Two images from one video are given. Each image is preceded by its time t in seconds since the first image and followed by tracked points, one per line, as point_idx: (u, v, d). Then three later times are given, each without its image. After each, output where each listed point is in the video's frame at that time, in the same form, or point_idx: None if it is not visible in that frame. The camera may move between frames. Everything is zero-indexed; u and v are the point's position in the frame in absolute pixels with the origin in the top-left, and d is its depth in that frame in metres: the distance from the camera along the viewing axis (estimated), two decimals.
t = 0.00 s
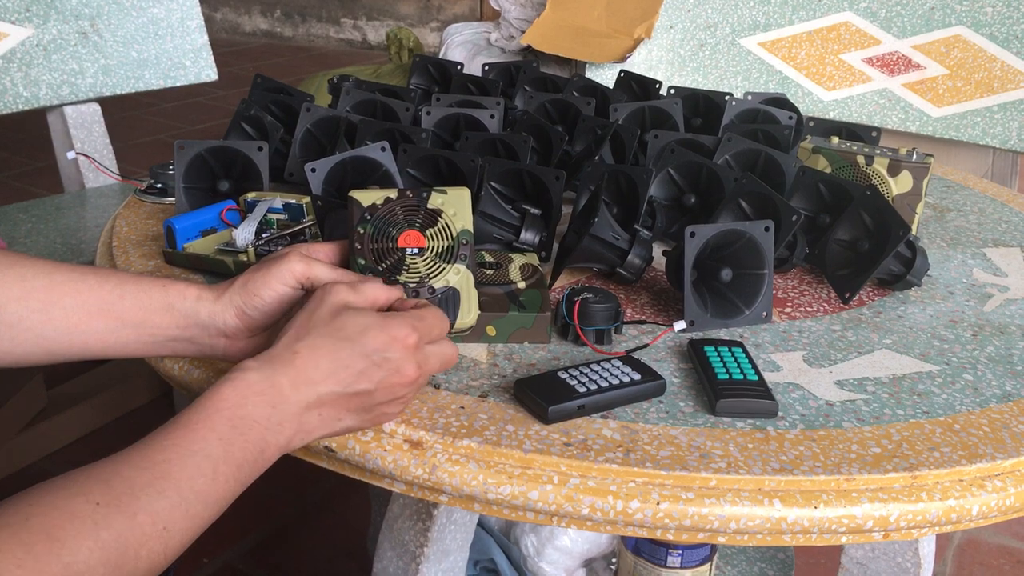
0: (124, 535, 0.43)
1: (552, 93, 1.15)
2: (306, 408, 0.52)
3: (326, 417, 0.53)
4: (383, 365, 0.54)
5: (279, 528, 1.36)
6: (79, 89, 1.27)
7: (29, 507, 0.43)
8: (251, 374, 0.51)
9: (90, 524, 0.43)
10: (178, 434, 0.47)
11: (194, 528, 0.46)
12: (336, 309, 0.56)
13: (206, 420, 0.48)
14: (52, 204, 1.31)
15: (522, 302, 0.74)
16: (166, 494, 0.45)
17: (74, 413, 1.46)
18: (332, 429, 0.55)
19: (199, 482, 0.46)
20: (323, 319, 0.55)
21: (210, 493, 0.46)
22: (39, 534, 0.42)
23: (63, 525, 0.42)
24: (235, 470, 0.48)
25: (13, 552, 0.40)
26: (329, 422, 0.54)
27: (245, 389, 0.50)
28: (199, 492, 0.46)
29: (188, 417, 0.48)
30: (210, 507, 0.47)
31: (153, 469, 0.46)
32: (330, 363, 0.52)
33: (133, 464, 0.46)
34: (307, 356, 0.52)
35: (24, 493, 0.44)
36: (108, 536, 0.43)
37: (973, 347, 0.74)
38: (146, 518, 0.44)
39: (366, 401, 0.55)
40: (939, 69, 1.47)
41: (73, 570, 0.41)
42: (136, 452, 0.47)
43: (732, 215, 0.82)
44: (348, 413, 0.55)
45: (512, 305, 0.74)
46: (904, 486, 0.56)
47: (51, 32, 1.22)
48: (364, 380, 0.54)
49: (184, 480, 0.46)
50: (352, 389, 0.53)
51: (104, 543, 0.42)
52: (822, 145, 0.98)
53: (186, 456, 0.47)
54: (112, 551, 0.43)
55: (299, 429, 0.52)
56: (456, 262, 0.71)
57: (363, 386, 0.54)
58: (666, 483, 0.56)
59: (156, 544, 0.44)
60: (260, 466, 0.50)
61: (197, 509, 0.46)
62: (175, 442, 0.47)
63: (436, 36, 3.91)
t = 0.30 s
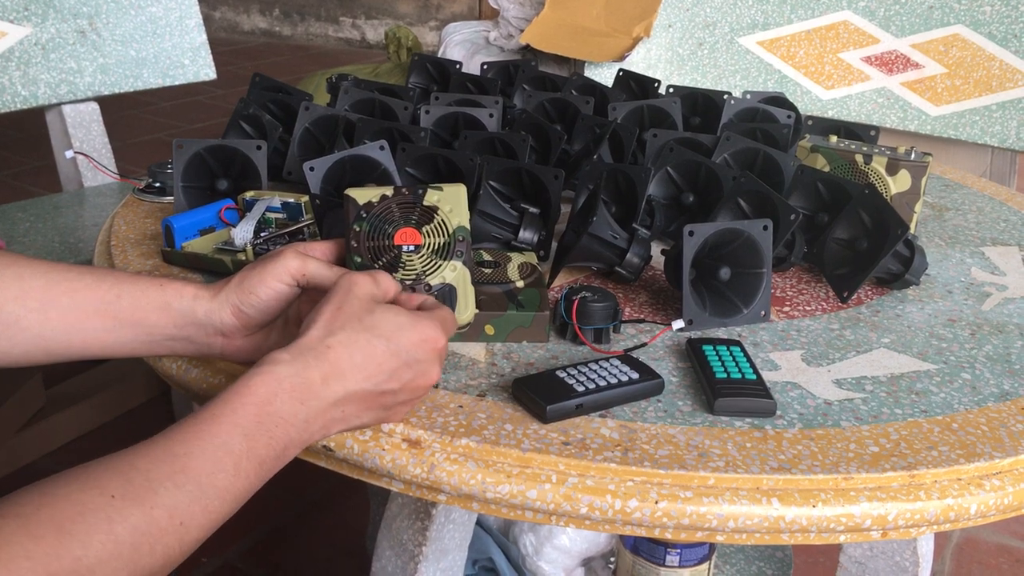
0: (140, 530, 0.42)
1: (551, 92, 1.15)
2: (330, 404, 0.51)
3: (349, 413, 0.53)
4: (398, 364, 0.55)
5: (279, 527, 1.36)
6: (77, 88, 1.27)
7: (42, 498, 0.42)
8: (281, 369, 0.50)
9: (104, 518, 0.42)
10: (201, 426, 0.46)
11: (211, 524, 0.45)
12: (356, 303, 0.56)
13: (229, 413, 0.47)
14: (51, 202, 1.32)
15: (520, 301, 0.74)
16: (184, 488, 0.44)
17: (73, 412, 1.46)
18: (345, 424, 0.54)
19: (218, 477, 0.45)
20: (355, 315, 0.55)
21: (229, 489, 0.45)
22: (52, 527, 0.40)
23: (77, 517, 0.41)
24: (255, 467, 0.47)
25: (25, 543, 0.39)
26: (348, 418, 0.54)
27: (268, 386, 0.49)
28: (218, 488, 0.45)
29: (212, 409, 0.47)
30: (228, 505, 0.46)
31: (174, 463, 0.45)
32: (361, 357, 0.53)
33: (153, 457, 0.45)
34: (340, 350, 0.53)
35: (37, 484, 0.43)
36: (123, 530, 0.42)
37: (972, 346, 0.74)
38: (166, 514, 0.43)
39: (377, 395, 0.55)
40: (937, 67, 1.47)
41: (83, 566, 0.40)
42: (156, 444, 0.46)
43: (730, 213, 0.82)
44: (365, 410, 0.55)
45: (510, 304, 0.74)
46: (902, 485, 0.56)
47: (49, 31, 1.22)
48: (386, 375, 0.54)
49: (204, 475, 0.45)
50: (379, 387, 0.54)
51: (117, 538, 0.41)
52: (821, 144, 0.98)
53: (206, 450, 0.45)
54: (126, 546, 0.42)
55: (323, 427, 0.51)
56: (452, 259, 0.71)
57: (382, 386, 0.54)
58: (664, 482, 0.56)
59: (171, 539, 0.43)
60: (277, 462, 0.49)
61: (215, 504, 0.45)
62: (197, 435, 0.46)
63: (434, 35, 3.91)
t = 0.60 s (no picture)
0: (134, 519, 0.42)
1: (551, 91, 1.15)
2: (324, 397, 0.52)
3: (343, 406, 0.53)
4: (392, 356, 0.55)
5: (279, 526, 1.36)
6: (76, 87, 1.27)
7: (37, 487, 0.42)
8: (272, 362, 0.50)
9: (98, 508, 0.42)
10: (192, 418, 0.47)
11: (205, 515, 0.45)
12: (352, 298, 0.56)
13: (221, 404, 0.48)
14: (50, 202, 1.31)
15: (519, 300, 0.74)
16: (178, 479, 0.44)
17: (73, 411, 1.46)
18: (343, 419, 0.54)
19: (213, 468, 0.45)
20: (346, 307, 0.55)
21: (223, 480, 0.45)
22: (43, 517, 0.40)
23: (70, 507, 0.41)
24: (248, 458, 0.47)
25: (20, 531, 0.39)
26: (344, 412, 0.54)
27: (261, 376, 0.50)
28: (212, 479, 0.45)
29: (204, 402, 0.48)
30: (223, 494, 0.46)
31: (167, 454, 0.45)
32: (353, 350, 0.53)
33: (146, 448, 0.45)
34: (333, 343, 0.53)
35: (31, 473, 0.43)
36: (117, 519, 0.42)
37: (971, 345, 0.74)
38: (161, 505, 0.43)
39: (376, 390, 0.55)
40: (937, 67, 1.47)
41: (77, 553, 0.40)
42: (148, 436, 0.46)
43: (729, 212, 0.82)
44: (363, 405, 0.55)
45: (510, 303, 0.74)
46: (901, 484, 0.56)
47: (48, 30, 1.22)
48: (381, 370, 0.54)
49: (198, 466, 0.45)
50: (372, 379, 0.54)
51: (111, 527, 0.41)
52: (821, 142, 0.98)
53: (198, 441, 0.46)
54: (120, 535, 0.42)
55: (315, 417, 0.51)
56: (450, 256, 0.71)
57: (376, 378, 0.54)
58: (663, 481, 0.56)
59: (165, 529, 0.43)
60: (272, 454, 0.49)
61: (209, 494, 0.45)
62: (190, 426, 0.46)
63: (434, 35, 3.91)
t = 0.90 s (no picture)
0: (133, 519, 0.42)
1: (551, 90, 1.15)
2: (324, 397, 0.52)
3: (343, 407, 0.53)
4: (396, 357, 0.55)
5: (279, 524, 1.36)
6: (77, 86, 1.27)
7: (36, 485, 0.42)
8: (272, 362, 0.50)
9: (98, 506, 0.42)
10: (193, 417, 0.47)
11: (204, 514, 0.45)
12: (353, 299, 0.56)
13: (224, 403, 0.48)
14: (50, 200, 1.31)
15: (519, 299, 0.74)
16: (179, 478, 0.44)
17: (73, 409, 1.46)
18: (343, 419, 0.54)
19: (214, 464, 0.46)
20: (347, 309, 0.55)
21: (222, 479, 0.46)
22: (46, 515, 0.41)
23: (70, 505, 0.41)
24: (248, 458, 0.47)
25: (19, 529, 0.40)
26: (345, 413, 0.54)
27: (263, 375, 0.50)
28: (212, 478, 0.45)
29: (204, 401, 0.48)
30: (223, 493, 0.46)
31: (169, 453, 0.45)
32: (353, 351, 0.53)
33: (146, 447, 0.45)
34: (333, 343, 0.53)
35: (30, 471, 0.44)
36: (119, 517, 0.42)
37: (971, 344, 0.74)
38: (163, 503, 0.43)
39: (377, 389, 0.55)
40: (937, 65, 1.47)
41: (78, 552, 0.40)
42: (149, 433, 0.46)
43: (729, 211, 0.82)
44: (363, 405, 0.55)
45: (510, 302, 0.74)
46: (901, 483, 0.56)
47: (48, 29, 1.22)
48: (380, 369, 0.54)
49: (197, 465, 0.45)
50: (372, 379, 0.54)
51: (112, 526, 0.42)
52: (821, 141, 0.98)
53: (198, 440, 0.46)
54: (121, 534, 0.42)
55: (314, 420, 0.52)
56: (450, 255, 0.71)
57: (376, 378, 0.54)
58: (663, 480, 0.56)
59: (166, 527, 0.43)
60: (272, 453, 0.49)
61: (209, 494, 0.45)
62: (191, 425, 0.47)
63: (434, 33, 3.91)
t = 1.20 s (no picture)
0: (113, 540, 0.43)
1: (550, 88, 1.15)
2: (301, 406, 0.51)
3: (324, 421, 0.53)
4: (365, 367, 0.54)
5: (278, 522, 1.36)
6: (76, 83, 1.27)
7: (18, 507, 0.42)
8: (247, 380, 0.50)
9: (79, 529, 0.42)
10: (179, 436, 0.48)
11: (187, 534, 0.45)
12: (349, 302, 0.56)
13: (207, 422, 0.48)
14: (49, 198, 1.31)
15: (519, 297, 0.74)
16: (159, 499, 0.45)
17: (72, 407, 1.46)
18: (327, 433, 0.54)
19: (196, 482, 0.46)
20: (318, 324, 0.54)
21: (202, 500, 0.46)
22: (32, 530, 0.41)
23: (50, 530, 0.42)
24: (228, 478, 0.47)
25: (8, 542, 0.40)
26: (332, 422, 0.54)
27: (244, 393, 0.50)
28: (192, 499, 0.46)
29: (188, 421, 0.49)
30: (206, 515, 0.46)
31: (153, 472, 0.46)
32: (321, 371, 0.52)
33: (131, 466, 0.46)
34: (302, 362, 0.52)
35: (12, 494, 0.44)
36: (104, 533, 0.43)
37: (970, 342, 0.74)
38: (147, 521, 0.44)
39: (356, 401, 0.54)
40: (937, 64, 1.47)
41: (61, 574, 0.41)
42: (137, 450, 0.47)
43: (729, 209, 0.82)
44: (362, 404, 0.55)
45: (509, 300, 0.74)
46: (901, 481, 0.56)
47: (48, 26, 1.22)
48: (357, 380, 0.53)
49: (177, 487, 0.45)
50: (349, 393, 0.53)
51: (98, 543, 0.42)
52: (820, 139, 0.98)
53: (178, 462, 0.46)
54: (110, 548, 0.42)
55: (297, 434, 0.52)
56: (450, 247, 0.71)
57: (355, 389, 0.53)
58: (663, 478, 0.56)
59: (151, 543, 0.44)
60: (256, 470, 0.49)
61: (191, 512, 0.45)
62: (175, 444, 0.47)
63: (433, 31, 3.91)
